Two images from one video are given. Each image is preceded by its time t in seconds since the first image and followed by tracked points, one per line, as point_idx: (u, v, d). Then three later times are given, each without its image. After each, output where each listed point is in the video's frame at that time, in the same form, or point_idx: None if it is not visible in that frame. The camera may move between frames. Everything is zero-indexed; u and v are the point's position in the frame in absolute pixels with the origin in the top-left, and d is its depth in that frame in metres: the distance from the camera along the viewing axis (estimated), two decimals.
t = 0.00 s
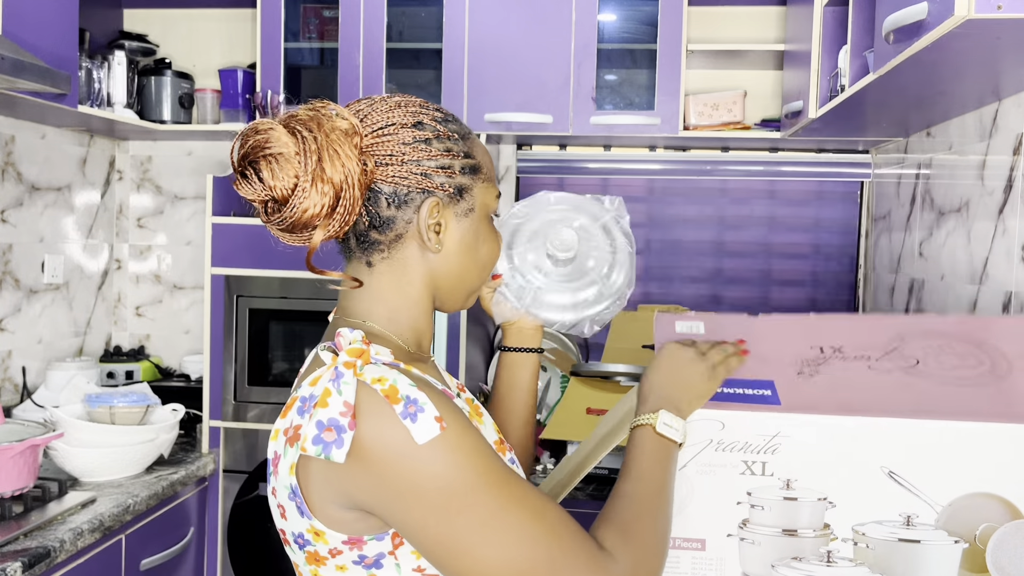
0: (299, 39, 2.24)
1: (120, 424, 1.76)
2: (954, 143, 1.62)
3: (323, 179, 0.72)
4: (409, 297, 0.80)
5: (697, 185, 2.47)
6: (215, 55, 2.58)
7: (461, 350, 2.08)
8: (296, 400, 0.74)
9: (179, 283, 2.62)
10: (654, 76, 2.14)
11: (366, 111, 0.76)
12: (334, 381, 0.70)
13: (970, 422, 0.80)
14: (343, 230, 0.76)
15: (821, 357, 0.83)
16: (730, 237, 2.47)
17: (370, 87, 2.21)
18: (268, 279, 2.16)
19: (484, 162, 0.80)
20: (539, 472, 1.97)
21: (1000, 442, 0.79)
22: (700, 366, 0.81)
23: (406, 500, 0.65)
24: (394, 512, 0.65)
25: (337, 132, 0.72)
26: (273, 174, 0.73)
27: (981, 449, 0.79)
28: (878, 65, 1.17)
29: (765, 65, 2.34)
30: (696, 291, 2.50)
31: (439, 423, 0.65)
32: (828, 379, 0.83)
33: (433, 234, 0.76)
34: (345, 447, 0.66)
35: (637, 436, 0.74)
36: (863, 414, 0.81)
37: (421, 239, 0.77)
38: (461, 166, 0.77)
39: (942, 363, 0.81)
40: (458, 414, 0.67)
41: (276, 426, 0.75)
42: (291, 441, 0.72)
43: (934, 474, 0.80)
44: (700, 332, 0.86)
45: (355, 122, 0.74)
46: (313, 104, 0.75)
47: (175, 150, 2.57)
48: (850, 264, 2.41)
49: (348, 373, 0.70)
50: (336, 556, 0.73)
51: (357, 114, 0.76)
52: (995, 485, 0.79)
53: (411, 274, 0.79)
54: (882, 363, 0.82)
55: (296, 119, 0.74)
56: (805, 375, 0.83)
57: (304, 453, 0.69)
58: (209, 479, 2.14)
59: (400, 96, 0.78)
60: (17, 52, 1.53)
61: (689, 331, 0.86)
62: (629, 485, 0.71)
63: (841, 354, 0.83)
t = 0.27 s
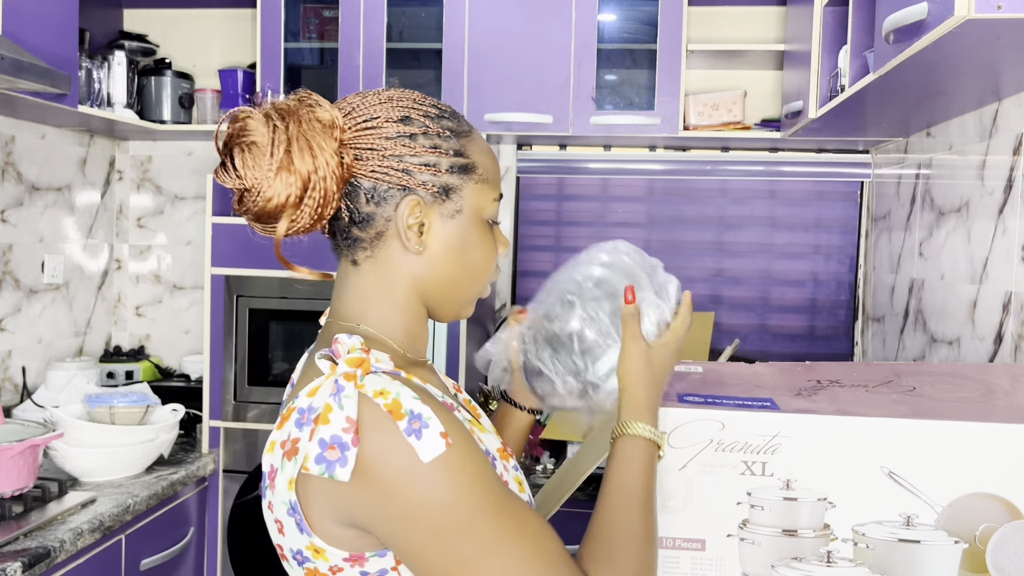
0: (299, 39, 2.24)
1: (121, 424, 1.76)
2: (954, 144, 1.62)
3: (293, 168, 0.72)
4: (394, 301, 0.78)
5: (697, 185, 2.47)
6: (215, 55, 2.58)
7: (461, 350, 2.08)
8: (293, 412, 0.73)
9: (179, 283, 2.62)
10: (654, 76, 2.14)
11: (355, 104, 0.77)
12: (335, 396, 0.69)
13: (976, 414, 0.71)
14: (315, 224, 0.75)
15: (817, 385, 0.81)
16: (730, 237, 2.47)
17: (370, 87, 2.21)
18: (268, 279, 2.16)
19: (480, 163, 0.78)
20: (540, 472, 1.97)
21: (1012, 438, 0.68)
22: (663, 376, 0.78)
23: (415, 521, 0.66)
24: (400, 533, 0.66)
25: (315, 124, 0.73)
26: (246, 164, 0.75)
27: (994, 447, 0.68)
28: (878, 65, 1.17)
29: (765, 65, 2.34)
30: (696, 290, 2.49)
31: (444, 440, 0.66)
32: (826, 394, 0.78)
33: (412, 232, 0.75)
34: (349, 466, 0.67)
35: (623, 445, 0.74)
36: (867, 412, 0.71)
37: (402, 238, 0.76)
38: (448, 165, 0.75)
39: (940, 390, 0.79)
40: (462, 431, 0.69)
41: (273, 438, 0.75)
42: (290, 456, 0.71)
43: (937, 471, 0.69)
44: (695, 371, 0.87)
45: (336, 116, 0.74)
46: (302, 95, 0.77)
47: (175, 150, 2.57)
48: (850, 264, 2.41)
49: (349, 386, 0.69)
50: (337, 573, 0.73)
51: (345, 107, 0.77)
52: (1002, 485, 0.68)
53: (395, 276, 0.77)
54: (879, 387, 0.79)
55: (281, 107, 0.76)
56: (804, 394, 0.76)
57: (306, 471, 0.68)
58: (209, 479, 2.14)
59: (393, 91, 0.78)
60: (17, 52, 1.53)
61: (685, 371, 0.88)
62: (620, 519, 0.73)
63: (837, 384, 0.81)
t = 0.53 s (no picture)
0: (299, 39, 2.24)
1: (120, 424, 1.76)
2: (954, 143, 1.62)
3: (261, 144, 0.74)
4: (366, 302, 0.79)
5: (697, 185, 2.47)
6: (215, 55, 2.58)
7: (461, 350, 2.08)
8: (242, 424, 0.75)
9: (179, 283, 2.62)
10: (654, 76, 2.14)
11: (349, 92, 0.79)
12: (271, 408, 0.71)
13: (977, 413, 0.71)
14: (280, 205, 0.76)
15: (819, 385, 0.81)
16: (730, 237, 2.47)
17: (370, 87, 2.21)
18: (268, 279, 2.16)
19: (471, 166, 0.77)
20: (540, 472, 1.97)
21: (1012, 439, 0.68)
22: (739, 504, 0.70)
23: (331, 547, 0.66)
24: (313, 557, 0.67)
25: (295, 106, 0.75)
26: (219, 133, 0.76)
27: (993, 448, 0.69)
28: (878, 65, 1.17)
29: (765, 65, 2.34)
30: (696, 291, 2.50)
31: (377, 466, 0.68)
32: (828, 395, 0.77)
33: (382, 227, 0.74)
34: (273, 484, 0.68)
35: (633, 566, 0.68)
36: (867, 412, 0.71)
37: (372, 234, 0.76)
38: (429, 163, 0.75)
39: (940, 390, 0.79)
40: (402, 460, 0.70)
41: (226, 451, 0.77)
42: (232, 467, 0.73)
43: (937, 473, 0.70)
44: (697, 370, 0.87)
45: (319, 103, 0.76)
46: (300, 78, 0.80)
47: (175, 150, 2.57)
48: (850, 264, 2.41)
49: (288, 399, 0.72)
50: None
51: (339, 96, 0.79)
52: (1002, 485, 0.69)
53: (366, 273, 0.77)
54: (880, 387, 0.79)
55: (274, 86, 0.78)
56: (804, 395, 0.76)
57: (233, 484, 0.70)
58: (209, 479, 2.14)
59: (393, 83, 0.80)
60: (17, 52, 1.53)
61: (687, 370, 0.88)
62: None
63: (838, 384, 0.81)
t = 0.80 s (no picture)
0: (299, 39, 2.24)
1: (120, 424, 1.76)
2: (954, 143, 1.62)
3: (228, 133, 0.73)
4: (338, 305, 0.80)
5: (697, 185, 2.47)
6: (215, 55, 2.58)
7: (461, 350, 2.08)
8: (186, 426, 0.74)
9: (179, 283, 2.62)
10: (654, 76, 2.14)
11: (331, 83, 0.78)
12: (204, 404, 0.68)
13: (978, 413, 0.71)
14: (253, 197, 0.77)
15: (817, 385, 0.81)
16: (730, 237, 2.47)
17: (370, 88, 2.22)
18: (268, 279, 2.16)
19: (443, 174, 0.73)
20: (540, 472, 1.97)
21: (1013, 439, 0.67)
22: None
23: (240, 554, 0.62)
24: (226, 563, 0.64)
25: (267, 95, 0.74)
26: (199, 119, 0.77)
27: (994, 448, 0.67)
28: (878, 65, 1.17)
29: (765, 65, 2.34)
30: (696, 291, 2.49)
31: (299, 475, 0.63)
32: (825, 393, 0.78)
33: (345, 232, 0.74)
34: (192, 484, 0.65)
35: None
36: (866, 411, 0.69)
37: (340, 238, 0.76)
38: (395, 170, 0.73)
39: (940, 390, 0.79)
40: (329, 469, 0.65)
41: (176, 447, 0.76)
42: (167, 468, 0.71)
43: (937, 472, 0.68)
44: (695, 371, 0.87)
45: (294, 93, 0.75)
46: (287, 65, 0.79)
47: (175, 150, 2.57)
48: (850, 263, 2.41)
49: (224, 396, 0.69)
50: None
51: (323, 86, 0.78)
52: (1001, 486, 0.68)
53: (338, 275, 0.78)
54: (879, 387, 0.79)
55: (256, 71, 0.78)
56: (803, 395, 0.75)
57: (154, 480, 0.67)
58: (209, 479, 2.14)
59: (377, 75, 0.78)
60: (17, 52, 1.53)
61: (686, 371, 0.88)
62: None
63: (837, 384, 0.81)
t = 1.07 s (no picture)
0: (299, 39, 2.24)
1: (120, 424, 1.76)
2: (954, 143, 1.62)
3: (204, 128, 0.74)
4: (316, 306, 0.80)
5: (697, 185, 2.47)
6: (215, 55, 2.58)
7: (461, 350, 2.08)
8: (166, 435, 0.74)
9: (179, 283, 2.62)
10: (654, 76, 2.14)
11: (311, 79, 0.78)
12: (172, 411, 0.69)
13: (979, 412, 0.71)
14: (230, 194, 0.77)
15: (818, 385, 0.81)
16: (730, 237, 2.47)
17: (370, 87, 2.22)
18: (269, 278, 2.16)
19: (422, 171, 0.73)
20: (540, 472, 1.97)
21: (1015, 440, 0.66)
22: None
23: (214, 563, 0.63)
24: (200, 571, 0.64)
25: (244, 91, 0.75)
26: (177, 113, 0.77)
27: (999, 449, 0.67)
28: (878, 65, 1.17)
29: (765, 65, 2.34)
30: (696, 290, 2.49)
31: (273, 482, 0.63)
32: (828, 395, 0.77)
33: (321, 232, 0.74)
34: (158, 494, 0.65)
35: None
36: (867, 412, 0.69)
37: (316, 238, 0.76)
38: (374, 169, 0.73)
39: (938, 389, 0.79)
40: (304, 470, 0.65)
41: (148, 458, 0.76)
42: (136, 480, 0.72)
43: (938, 472, 0.68)
44: (696, 371, 0.87)
45: (272, 89, 0.76)
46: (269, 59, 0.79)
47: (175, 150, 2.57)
48: (850, 263, 2.40)
49: (192, 403, 0.70)
50: None
51: (303, 83, 0.78)
52: (1005, 486, 0.67)
53: (315, 276, 0.78)
54: (880, 388, 0.79)
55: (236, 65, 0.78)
56: (804, 395, 0.75)
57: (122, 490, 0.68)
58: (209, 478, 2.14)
59: (358, 71, 0.77)
60: (17, 52, 1.53)
61: (686, 370, 0.88)
62: None
63: (837, 384, 0.81)
